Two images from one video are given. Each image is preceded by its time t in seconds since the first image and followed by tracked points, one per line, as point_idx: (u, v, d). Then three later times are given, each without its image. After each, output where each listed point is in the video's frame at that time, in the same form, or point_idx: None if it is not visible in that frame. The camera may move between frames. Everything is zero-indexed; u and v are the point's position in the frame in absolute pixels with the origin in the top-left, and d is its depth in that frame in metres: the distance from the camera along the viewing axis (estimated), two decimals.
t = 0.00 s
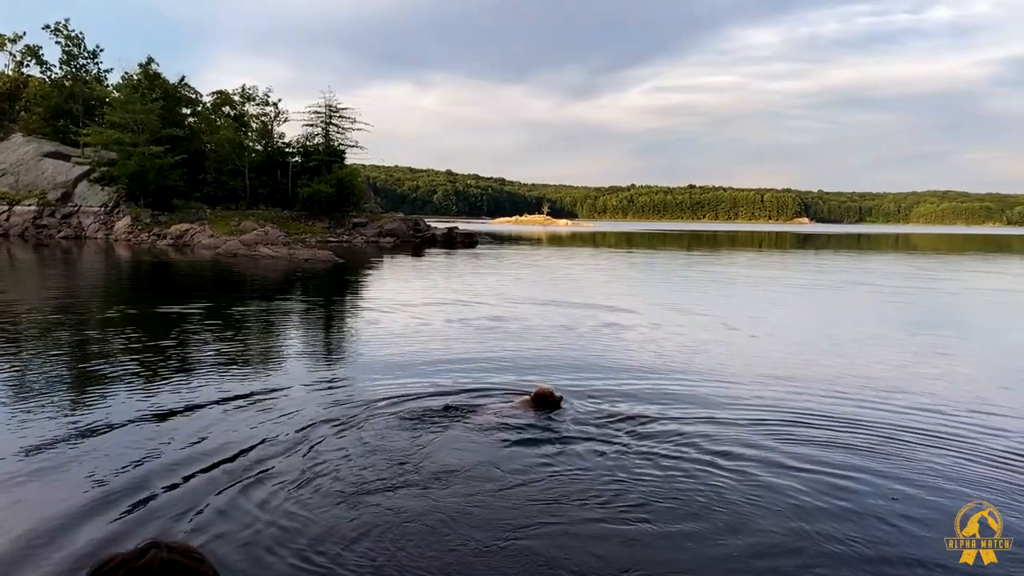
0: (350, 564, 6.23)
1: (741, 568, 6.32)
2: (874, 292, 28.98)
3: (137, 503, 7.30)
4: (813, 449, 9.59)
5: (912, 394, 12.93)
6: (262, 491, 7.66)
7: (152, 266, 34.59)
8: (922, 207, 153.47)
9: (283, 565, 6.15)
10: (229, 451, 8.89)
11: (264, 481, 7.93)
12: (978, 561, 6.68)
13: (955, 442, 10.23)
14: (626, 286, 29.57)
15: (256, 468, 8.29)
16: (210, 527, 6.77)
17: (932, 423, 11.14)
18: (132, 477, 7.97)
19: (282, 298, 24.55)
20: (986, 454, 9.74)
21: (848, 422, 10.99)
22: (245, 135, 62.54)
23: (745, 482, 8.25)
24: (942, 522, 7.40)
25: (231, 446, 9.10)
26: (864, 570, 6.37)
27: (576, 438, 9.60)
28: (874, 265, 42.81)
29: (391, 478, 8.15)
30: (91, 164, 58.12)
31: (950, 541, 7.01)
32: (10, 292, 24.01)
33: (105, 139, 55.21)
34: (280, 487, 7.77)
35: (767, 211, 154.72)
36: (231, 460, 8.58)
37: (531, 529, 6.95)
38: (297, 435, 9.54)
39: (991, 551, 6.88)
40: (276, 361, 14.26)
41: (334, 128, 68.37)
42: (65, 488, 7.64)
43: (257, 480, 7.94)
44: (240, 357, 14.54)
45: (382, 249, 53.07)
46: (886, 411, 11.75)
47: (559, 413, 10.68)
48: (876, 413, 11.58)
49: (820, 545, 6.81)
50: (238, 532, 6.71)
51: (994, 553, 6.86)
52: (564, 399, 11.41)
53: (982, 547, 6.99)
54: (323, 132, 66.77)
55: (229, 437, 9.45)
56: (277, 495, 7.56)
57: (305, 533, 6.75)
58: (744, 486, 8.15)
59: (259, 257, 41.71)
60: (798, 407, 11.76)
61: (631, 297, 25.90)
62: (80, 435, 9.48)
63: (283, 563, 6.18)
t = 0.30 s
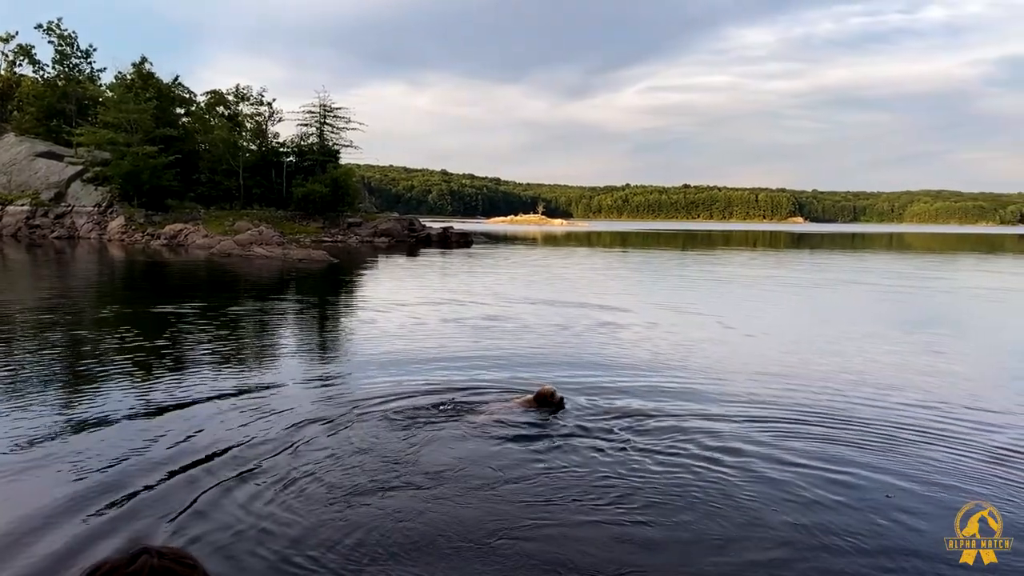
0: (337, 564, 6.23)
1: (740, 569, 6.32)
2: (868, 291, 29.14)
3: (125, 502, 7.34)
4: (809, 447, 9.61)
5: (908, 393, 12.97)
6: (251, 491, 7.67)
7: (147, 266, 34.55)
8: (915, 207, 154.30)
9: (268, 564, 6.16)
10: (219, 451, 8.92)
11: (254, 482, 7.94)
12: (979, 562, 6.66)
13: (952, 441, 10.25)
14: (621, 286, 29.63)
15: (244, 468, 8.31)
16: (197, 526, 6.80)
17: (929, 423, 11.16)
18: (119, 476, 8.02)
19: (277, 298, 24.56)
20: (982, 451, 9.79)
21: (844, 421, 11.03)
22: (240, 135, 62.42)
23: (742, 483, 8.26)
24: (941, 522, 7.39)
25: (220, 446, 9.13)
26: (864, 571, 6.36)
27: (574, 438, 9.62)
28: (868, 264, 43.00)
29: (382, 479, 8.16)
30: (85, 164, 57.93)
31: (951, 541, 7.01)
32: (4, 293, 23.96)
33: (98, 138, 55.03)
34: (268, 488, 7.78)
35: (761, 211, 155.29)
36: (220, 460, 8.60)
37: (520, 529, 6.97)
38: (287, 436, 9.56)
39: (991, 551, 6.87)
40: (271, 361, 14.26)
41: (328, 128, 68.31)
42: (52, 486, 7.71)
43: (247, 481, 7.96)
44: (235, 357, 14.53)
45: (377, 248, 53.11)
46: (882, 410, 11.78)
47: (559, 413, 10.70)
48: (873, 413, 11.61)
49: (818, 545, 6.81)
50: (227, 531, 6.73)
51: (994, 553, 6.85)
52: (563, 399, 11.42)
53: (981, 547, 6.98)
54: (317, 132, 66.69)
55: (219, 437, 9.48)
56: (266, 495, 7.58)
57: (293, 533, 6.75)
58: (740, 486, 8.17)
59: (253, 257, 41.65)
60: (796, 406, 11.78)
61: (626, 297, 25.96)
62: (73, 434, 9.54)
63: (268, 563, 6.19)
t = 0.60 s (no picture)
0: (328, 564, 6.21)
1: (739, 569, 6.28)
2: (865, 291, 29.13)
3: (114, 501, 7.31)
4: (806, 446, 9.58)
5: (907, 393, 12.92)
6: (244, 491, 7.64)
7: (143, 267, 34.47)
8: (911, 206, 154.69)
9: (259, 564, 6.14)
10: (212, 451, 8.88)
11: (247, 481, 7.92)
12: (979, 562, 6.62)
13: (952, 441, 10.21)
14: (618, 285, 29.58)
15: (237, 468, 8.29)
16: (187, 526, 6.77)
17: (929, 422, 11.11)
18: (109, 477, 7.98)
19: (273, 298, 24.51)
20: (979, 450, 9.78)
21: (842, 420, 11.00)
22: (236, 135, 62.28)
23: (738, 481, 8.23)
24: (941, 521, 7.35)
25: (214, 446, 9.10)
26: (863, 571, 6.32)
27: (572, 437, 9.59)
28: (865, 263, 43.00)
29: (377, 478, 8.13)
30: (80, 164, 57.74)
31: (950, 541, 6.97)
32: None
33: (94, 138, 54.85)
34: (261, 488, 7.75)
35: (758, 211, 155.45)
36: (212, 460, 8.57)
37: (512, 528, 6.95)
38: (281, 435, 9.53)
39: (991, 551, 6.83)
40: (267, 360, 14.24)
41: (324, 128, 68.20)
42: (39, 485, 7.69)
43: (240, 481, 7.93)
44: (231, 357, 14.50)
45: (374, 248, 53.06)
46: (882, 409, 11.73)
47: (557, 412, 10.68)
48: (873, 412, 11.56)
49: (816, 544, 6.77)
50: (217, 531, 6.72)
51: (994, 553, 6.81)
52: (561, 398, 11.39)
53: (982, 547, 6.94)
54: (313, 132, 66.58)
55: (213, 437, 9.45)
56: (259, 496, 7.55)
57: (285, 533, 6.73)
58: (737, 485, 8.13)
59: (250, 257, 41.53)
60: (795, 405, 11.74)
61: (623, 296, 25.91)
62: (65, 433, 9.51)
63: (258, 564, 6.16)
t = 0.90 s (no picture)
0: (323, 564, 6.22)
1: (740, 569, 6.30)
2: (861, 290, 29.21)
3: (107, 502, 7.30)
4: (803, 446, 9.61)
5: (905, 392, 12.97)
6: (240, 491, 7.64)
7: (139, 268, 34.37)
8: (907, 206, 155.06)
9: (254, 566, 6.14)
10: (207, 451, 8.87)
11: (242, 482, 7.91)
12: (979, 562, 6.64)
13: (951, 440, 10.22)
14: (615, 285, 29.65)
15: (232, 469, 8.28)
16: (180, 527, 6.78)
17: (927, 421, 11.14)
18: (107, 477, 7.97)
19: (270, 298, 24.54)
20: (977, 450, 9.80)
21: (839, 419, 11.03)
22: (232, 135, 62.21)
23: (735, 481, 8.26)
24: (941, 521, 7.37)
25: (208, 446, 9.08)
26: (865, 571, 6.34)
27: (573, 437, 9.59)
28: (862, 263, 43.08)
29: (374, 478, 8.14)
30: (76, 164, 57.60)
31: (950, 541, 6.99)
32: None
33: (90, 139, 54.70)
34: (256, 488, 7.75)
35: (755, 211, 155.70)
36: (206, 461, 8.55)
37: (507, 528, 6.97)
38: (276, 435, 9.52)
39: (991, 551, 6.85)
40: (264, 360, 14.26)
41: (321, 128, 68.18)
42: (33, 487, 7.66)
43: (236, 481, 7.92)
44: (228, 357, 14.53)
45: (371, 249, 53.08)
46: (880, 409, 11.77)
47: (555, 412, 10.66)
48: (871, 411, 11.60)
49: (815, 544, 6.80)
50: (209, 531, 6.73)
51: (994, 553, 6.83)
52: (562, 398, 11.40)
53: (982, 547, 6.96)
54: (310, 132, 66.53)
55: (207, 437, 9.43)
56: (254, 496, 7.54)
57: (281, 533, 6.73)
58: (735, 484, 8.16)
59: (247, 258, 41.47)
60: (793, 404, 11.77)
61: (620, 296, 25.96)
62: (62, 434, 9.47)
63: (251, 564, 6.17)
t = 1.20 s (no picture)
0: (318, 563, 6.25)
1: (740, 569, 6.32)
2: (859, 290, 29.29)
3: (99, 502, 7.32)
4: (801, 446, 9.64)
5: (904, 392, 13.00)
6: (233, 491, 7.66)
7: (136, 269, 34.37)
8: (904, 207, 155.39)
9: (246, 566, 6.14)
10: (199, 451, 8.88)
11: (235, 481, 7.93)
12: (979, 562, 6.65)
13: (950, 440, 10.25)
14: (613, 285, 29.73)
15: (224, 468, 8.31)
16: (173, 525, 6.81)
17: (926, 421, 11.16)
18: (103, 477, 7.98)
19: (267, 298, 24.58)
20: (977, 450, 9.82)
21: (837, 419, 11.08)
22: (229, 136, 62.19)
23: (733, 481, 8.29)
24: (942, 522, 7.38)
25: (204, 446, 9.09)
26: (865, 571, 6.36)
27: (574, 438, 9.61)
28: (859, 263, 43.18)
29: (370, 478, 8.18)
30: (73, 165, 57.51)
31: (951, 541, 7.00)
32: None
33: (87, 140, 54.61)
34: (248, 488, 7.77)
35: (752, 211, 156.01)
36: (202, 461, 8.56)
37: (501, 528, 6.99)
38: (273, 435, 9.55)
39: (991, 551, 6.87)
40: (261, 361, 14.31)
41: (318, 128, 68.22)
42: (29, 488, 7.66)
43: (232, 481, 7.95)
44: (226, 358, 14.58)
45: (368, 249, 53.15)
46: (880, 409, 11.79)
47: (556, 413, 10.64)
48: (870, 411, 11.62)
49: (813, 544, 6.82)
50: (200, 530, 6.74)
51: (994, 553, 6.85)
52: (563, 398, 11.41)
53: (982, 547, 6.97)
54: (307, 133, 66.54)
55: (200, 437, 9.46)
56: (248, 496, 7.57)
57: (275, 534, 6.74)
58: (734, 485, 8.20)
59: (244, 259, 41.49)
60: (792, 405, 11.79)
61: (618, 296, 26.01)
62: (64, 436, 9.46)
63: (239, 562, 6.18)
